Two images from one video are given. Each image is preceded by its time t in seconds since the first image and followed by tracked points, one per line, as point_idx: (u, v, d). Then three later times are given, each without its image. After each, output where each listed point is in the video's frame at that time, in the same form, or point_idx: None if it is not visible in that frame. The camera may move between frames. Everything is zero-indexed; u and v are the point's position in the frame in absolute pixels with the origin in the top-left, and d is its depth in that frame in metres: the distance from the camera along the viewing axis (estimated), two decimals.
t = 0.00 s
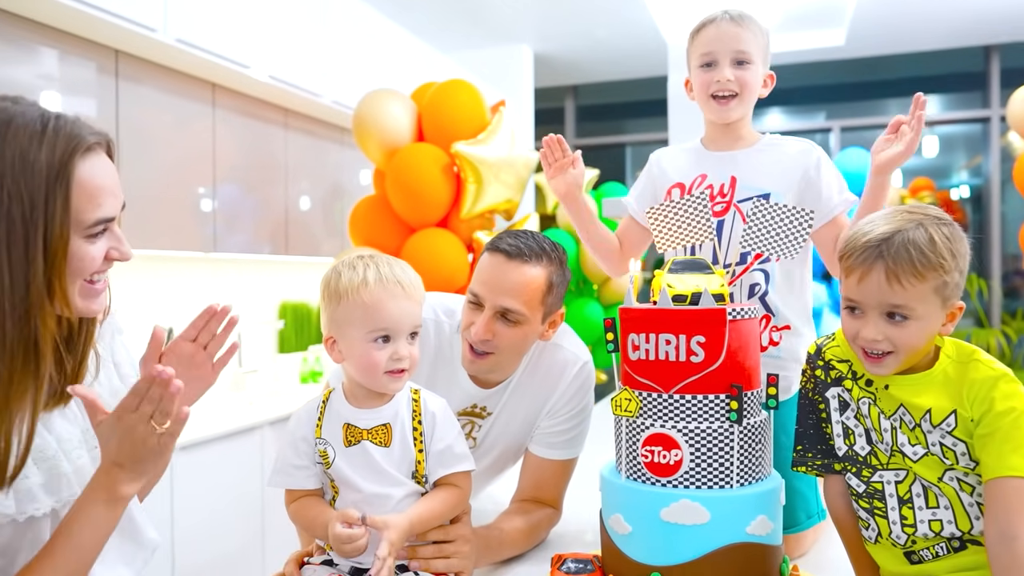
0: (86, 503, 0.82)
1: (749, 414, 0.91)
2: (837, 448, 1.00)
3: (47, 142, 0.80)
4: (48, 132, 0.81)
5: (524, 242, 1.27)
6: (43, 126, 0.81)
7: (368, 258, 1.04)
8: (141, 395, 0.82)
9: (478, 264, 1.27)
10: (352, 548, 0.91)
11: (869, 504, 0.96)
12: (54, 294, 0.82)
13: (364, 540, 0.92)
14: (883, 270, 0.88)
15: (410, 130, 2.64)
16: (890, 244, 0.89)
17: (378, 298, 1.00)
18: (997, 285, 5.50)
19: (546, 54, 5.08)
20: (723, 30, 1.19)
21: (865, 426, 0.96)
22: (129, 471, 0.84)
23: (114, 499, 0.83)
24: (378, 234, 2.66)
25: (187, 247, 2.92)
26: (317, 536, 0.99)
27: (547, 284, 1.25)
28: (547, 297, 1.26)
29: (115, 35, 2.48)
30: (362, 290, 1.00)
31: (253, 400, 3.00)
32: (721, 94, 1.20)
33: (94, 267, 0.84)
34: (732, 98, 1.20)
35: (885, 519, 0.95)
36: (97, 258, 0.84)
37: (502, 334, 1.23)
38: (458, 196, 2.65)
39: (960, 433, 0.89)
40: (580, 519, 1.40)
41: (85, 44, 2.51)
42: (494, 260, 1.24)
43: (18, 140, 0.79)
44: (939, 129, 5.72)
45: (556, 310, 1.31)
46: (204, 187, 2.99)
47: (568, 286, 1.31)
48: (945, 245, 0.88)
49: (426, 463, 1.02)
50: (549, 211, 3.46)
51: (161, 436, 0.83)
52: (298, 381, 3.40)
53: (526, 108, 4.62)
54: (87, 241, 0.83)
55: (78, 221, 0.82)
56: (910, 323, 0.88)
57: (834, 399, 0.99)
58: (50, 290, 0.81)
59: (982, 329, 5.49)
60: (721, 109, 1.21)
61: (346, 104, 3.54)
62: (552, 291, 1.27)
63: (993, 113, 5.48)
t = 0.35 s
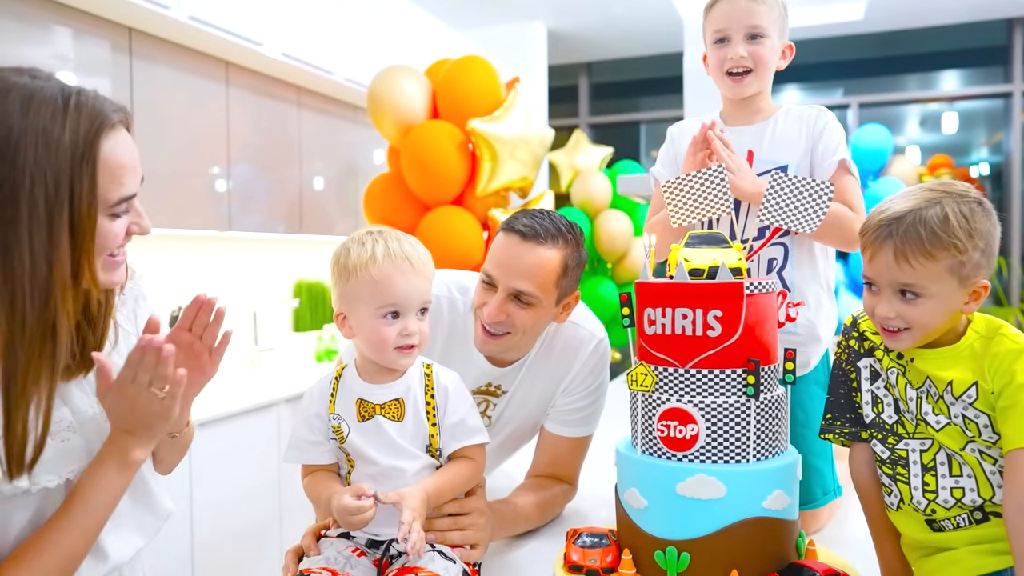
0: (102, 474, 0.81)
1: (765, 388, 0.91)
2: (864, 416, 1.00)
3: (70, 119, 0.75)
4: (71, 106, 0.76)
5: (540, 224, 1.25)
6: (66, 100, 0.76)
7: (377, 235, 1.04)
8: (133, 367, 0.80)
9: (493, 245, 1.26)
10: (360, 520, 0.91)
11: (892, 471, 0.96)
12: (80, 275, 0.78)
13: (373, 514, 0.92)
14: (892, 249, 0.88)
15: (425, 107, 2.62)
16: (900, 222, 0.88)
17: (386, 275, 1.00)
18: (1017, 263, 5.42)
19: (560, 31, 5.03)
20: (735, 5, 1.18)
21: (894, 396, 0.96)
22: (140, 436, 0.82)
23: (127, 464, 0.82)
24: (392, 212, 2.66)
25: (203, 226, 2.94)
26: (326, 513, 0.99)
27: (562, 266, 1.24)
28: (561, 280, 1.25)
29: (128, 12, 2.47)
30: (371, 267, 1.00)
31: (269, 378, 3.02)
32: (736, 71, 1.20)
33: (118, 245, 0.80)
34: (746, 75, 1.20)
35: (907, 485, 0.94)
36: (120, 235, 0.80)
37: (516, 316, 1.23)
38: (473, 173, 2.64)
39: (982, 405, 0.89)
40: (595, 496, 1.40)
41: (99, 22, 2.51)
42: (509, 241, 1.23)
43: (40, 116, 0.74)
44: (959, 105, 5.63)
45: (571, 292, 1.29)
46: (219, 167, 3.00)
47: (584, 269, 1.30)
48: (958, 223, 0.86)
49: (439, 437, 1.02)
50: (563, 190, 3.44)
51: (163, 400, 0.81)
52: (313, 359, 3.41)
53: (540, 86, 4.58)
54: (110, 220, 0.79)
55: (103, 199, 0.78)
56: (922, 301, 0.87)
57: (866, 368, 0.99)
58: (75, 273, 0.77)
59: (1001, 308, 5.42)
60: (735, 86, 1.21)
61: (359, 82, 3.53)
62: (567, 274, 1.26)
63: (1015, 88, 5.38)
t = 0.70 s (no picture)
0: (110, 484, 0.77)
1: (775, 373, 0.90)
2: (880, 400, 0.99)
3: (72, 148, 0.69)
4: (73, 133, 0.69)
5: (546, 213, 1.25)
6: (69, 125, 0.70)
7: (385, 221, 1.04)
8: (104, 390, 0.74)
9: (497, 233, 1.25)
10: (363, 511, 0.92)
11: (906, 455, 0.96)
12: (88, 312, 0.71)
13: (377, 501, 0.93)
14: (909, 236, 0.86)
15: (432, 94, 2.61)
16: (918, 209, 0.87)
17: (396, 261, 1.00)
18: None
19: (567, 17, 5.00)
20: None
21: (911, 380, 0.96)
22: (138, 446, 0.78)
23: (132, 472, 0.78)
24: (400, 199, 2.65)
25: (210, 214, 2.94)
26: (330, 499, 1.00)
27: (569, 256, 1.23)
28: (568, 270, 1.24)
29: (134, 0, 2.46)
30: (383, 252, 1.00)
31: (277, 366, 3.03)
32: (722, 58, 1.18)
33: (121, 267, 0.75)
34: (730, 59, 1.17)
35: (922, 469, 0.94)
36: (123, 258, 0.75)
37: (520, 306, 1.23)
38: (481, 160, 2.63)
39: (996, 389, 0.88)
40: (603, 481, 1.40)
41: (105, 9, 2.50)
42: (514, 231, 1.22)
43: (39, 143, 0.67)
44: (970, 90, 5.57)
45: (577, 283, 1.29)
46: (226, 155, 3.00)
47: (591, 259, 1.29)
48: (977, 209, 0.85)
49: (447, 422, 1.02)
50: (570, 176, 3.42)
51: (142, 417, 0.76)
52: (321, 347, 3.42)
53: (547, 72, 4.56)
54: (114, 244, 0.73)
55: (107, 226, 0.72)
56: (938, 289, 0.86)
57: (883, 351, 0.98)
58: (85, 309, 0.71)
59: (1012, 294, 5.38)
60: (724, 70, 1.19)
61: (366, 68, 3.51)
62: (574, 264, 1.25)
63: None
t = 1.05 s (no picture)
0: (151, 463, 0.83)
1: (785, 361, 0.89)
2: (884, 390, 0.98)
3: (84, 137, 0.71)
4: (85, 123, 0.72)
5: (550, 207, 1.24)
6: (81, 116, 0.72)
7: (397, 209, 1.04)
8: (195, 343, 0.83)
9: (502, 228, 1.25)
10: (376, 502, 0.92)
11: (913, 445, 0.95)
12: (94, 303, 0.74)
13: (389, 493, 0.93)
14: (925, 232, 0.85)
15: (439, 83, 2.60)
16: (934, 204, 0.85)
17: (423, 247, 1.00)
18: None
19: (573, 5, 4.97)
20: None
21: (916, 370, 0.95)
22: (185, 422, 0.85)
23: (172, 451, 0.84)
24: (407, 189, 2.65)
25: (218, 205, 2.94)
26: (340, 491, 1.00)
27: (574, 250, 1.22)
28: (574, 263, 1.23)
29: None
30: (409, 238, 1.00)
31: (285, 356, 3.03)
32: (733, 43, 1.20)
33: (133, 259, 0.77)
34: (741, 47, 1.20)
35: (929, 459, 0.93)
36: (137, 250, 0.77)
37: (525, 301, 1.22)
38: (489, 149, 2.62)
39: (1000, 377, 0.88)
40: (612, 471, 1.40)
41: None
42: (519, 225, 1.22)
43: (52, 131, 0.69)
44: (980, 78, 5.51)
45: (582, 278, 1.28)
46: (233, 146, 3.00)
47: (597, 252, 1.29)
48: (992, 203, 0.85)
49: (458, 410, 1.02)
50: (575, 166, 3.41)
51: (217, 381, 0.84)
52: (328, 337, 3.42)
53: (553, 61, 4.54)
54: (126, 236, 0.75)
55: (120, 218, 0.74)
56: (953, 284, 0.86)
57: (886, 342, 0.97)
58: (92, 300, 0.73)
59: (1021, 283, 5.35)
60: (730, 57, 1.21)
61: (372, 58, 3.50)
62: (579, 258, 1.24)
63: None
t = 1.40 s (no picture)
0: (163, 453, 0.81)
1: (789, 353, 0.89)
2: (890, 381, 0.98)
3: (134, 136, 0.73)
4: (135, 122, 0.73)
5: (552, 199, 1.24)
6: (129, 114, 0.73)
7: (394, 203, 1.04)
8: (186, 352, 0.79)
9: (505, 220, 1.24)
10: (386, 494, 0.92)
11: (918, 437, 0.95)
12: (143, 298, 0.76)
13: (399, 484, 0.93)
14: (919, 215, 0.85)
15: (442, 76, 2.60)
16: (929, 188, 0.86)
17: (424, 238, 1.01)
18: None
19: None
20: None
21: (922, 362, 0.94)
22: (188, 414, 0.82)
23: (182, 440, 0.82)
24: (410, 182, 2.65)
25: (222, 199, 2.95)
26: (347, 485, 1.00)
27: (577, 242, 1.23)
28: (575, 257, 1.23)
29: None
30: (405, 231, 1.00)
31: (289, 350, 3.04)
32: (740, 36, 1.25)
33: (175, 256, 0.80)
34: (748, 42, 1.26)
35: (934, 451, 0.93)
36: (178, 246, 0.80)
37: (528, 294, 1.22)
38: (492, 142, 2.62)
39: (1002, 371, 0.87)
40: (617, 464, 1.40)
41: None
42: (521, 218, 1.22)
43: (104, 130, 0.71)
44: (986, 69, 5.48)
45: (587, 270, 1.28)
46: (236, 141, 3.00)
47: (600, 245, 1.29)
48: (989, 190, 0.84)
49: (462, 403, 1.02)
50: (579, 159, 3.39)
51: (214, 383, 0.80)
52: (333, 331, 3.42)
53: (557, 54, 4.52)
54: (171, 232, 0.78)
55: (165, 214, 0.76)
56: (949, 270, 0.85)
57: (893, 333, 0.97)
58: (140, 294, 0.75)
59: None
60: (735, 49, 1.26)
61: (374, 51, 3.50)
62: (582, 250, 1.24)
63: None
